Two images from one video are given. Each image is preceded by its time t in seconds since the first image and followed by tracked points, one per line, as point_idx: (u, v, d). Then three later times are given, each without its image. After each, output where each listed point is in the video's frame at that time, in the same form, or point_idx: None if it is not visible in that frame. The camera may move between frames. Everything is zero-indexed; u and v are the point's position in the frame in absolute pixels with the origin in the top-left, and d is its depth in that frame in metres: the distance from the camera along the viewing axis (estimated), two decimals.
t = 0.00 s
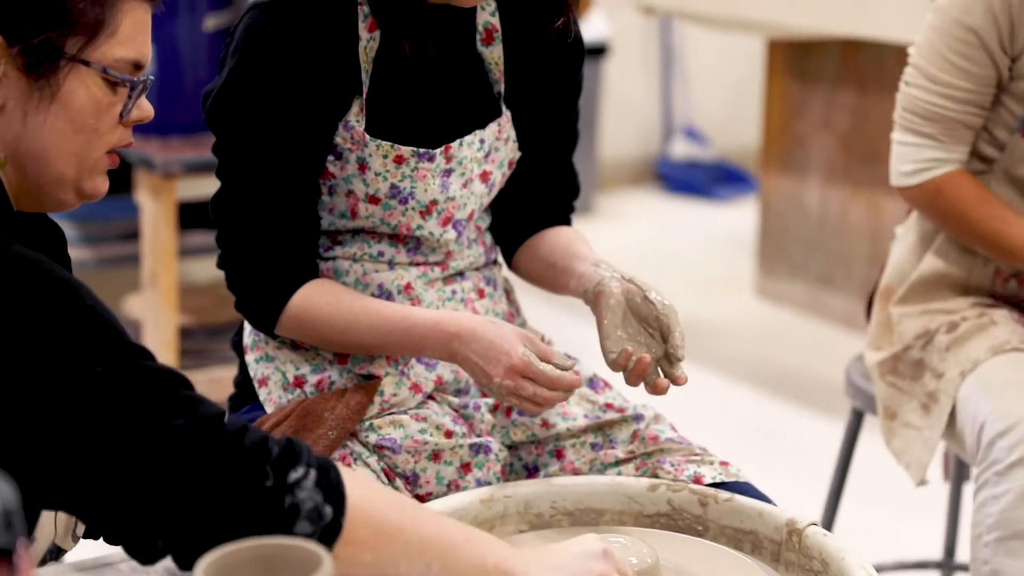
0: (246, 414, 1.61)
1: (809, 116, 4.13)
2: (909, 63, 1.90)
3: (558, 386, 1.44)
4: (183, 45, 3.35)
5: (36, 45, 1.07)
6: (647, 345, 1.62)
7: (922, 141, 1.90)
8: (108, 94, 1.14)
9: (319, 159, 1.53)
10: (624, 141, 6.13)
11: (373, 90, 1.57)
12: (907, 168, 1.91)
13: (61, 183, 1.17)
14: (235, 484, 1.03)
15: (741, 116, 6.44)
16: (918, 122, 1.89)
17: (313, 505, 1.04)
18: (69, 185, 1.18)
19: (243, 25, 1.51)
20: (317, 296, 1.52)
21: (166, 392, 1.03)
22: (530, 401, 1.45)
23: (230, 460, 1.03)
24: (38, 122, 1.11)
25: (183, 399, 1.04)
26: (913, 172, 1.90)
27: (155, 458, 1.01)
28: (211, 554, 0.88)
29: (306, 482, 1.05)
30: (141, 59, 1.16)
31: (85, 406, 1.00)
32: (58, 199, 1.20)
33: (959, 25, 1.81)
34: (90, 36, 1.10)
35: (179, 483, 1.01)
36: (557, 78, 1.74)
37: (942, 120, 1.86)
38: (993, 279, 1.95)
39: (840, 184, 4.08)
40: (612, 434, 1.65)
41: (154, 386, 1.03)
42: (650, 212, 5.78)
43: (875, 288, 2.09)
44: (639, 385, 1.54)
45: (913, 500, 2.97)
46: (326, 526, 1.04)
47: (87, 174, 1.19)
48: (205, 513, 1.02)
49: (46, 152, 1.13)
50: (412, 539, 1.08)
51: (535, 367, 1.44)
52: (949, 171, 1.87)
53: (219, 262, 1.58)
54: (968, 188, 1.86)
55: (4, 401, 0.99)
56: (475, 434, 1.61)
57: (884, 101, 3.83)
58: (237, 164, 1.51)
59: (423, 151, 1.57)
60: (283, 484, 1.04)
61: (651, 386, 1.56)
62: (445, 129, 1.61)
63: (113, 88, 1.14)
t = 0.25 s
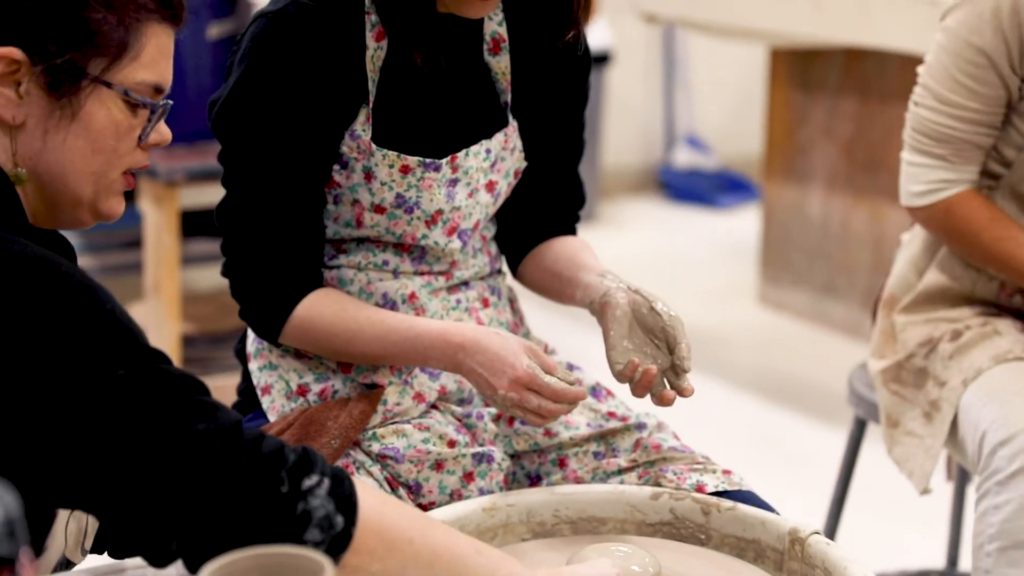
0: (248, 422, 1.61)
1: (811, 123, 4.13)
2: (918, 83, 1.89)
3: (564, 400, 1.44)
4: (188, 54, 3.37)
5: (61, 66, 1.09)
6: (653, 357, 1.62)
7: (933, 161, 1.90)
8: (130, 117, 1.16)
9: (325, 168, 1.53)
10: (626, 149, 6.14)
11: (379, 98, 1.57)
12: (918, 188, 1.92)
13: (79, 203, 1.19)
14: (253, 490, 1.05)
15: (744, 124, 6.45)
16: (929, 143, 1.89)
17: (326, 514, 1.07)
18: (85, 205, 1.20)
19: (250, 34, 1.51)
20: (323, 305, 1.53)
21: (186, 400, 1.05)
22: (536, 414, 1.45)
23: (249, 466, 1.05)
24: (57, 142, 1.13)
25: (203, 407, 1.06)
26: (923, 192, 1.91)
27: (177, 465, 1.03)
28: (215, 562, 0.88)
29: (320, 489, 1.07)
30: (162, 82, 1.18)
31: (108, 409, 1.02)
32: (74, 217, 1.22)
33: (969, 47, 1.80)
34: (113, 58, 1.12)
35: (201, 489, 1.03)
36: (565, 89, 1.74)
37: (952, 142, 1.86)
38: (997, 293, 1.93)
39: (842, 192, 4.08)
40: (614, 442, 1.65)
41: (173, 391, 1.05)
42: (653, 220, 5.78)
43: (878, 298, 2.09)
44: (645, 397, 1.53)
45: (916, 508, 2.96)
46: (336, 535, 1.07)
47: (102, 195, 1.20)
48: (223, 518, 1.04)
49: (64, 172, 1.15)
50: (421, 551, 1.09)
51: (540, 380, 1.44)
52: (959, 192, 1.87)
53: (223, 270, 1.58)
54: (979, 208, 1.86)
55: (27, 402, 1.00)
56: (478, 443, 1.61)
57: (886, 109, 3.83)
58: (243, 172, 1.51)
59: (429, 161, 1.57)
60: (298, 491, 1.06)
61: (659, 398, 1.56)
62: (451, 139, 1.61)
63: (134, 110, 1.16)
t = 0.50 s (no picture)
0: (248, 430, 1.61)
1: (811, 132, 4.14)
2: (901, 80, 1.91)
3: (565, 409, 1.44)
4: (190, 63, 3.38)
5: (84, 84, 1.10)
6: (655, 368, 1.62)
7: (915, 156, 1.90)
8: (149, 141, 1.18)
9: (326, 178, 1.54)
10: (626, 156, 6.14)
11: (382, 109, 1.57)
12: (901, 183, 1.92)
13: (94, 227, 1.20)
14: (268, 495, 1.06)
15: (744, 133, 6.46)
16: (911, 138, 1.90)
17: (337, 522, 1.09)
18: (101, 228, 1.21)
19: (253, 43, 1.51)
20: (324, 315, 1.53)
21: (203, 407, 1.06)
22: (536, 424, 1.45)
23: (265, 472, 1.07)
24: (76, 160, 1.14)
25: (218, 412, 1.06)
26: (906, 186, 1.91)
27: (194, 468, 1.04)
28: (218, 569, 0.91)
29: (332, 497, 1.09)
30: (180, 107, 1.20)
31: (131, 414, 1.03)
32: (89, 241, 1.22)
33: (949, 40, 1.81)
34: (134, 80, 1.14)
35: (218, 493, 1.04)
36: (567, 99, 1.75)
37: (933, 134, 1.87)
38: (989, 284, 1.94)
39: (843, 201, 4.09)
40: (613, 451, 1.66)
41: (189, 399, 1.05)
42: (653, 229, 5.78)
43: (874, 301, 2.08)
44: (646, 409, 1.53)
45: (917, 517, 2.97)
46: (347, 544, 1.09)
47: (119, 217, 1.21)
48: (238, 521, 1.05)
49: (82, 193, 1.16)
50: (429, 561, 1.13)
51: (541, 390, 1.44)
52: (940, 184, 1.87)
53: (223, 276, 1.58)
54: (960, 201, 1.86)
55: (69, 406, 1.02)
56: (478, 453, 1.61)
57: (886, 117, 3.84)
58: (245, 180, 1.51)
59: (430, 172, 1.57)
60: (311, 498, 1.08)
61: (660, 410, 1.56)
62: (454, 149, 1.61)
63: (153, 134, 1.18)
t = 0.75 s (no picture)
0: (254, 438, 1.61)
1: (816, 141, 4.13)
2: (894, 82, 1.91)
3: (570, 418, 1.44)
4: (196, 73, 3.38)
5: (107, 103, 1.13)
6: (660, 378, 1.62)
7: (904, 158, 1.90)
8: (168, 157, 1.21)
9: (332, 188, 1.54)
10: (631, 164, 6.14)
11: (387, 118, 1.57)
12: (889, 184, 1.92)
13: (111, 242, 1.23)
14: (291, 503, 1.10)
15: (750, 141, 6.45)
16: (900, 139, 1.90)
17: (359, 528, 1.12)
18: (117, 243, 1.24)
19: (258, 54, 1.51)
20: (329, 324, 1.53)
21: (230, 418, 1.10)
22: (542, 432, 1.45)
23: (289, 480, 1.10)
24: (95, 177, 1.17)
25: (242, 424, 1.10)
26: (893, 188, 1.91)
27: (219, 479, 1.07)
28: None
29: (354, 503, 1.12)
30: (200, 124, 1.23)
31: (161, 424, 1.07)
32: (104, 257, 1.25)
33: (940, 44, 1.81)
34: (155, 99, 1.17)
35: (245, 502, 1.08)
36: (572, 109, 1.75)
37: (921, 137, 1.87)
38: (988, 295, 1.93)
39: (848, 209, 4.09)
40: (619, 460, 1.65)
41: (214, 408, 1.09)
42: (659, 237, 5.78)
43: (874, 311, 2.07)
44: (652, 419, 1.53)
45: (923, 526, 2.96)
46: (368, 549, 1.12)
47: (135, 233, 1.24)
48: (264, 530, 1.09)
49: (101, 208, 1.19)
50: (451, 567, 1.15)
51: (547, 398, 1.44)
52: (926, 186, 1.87)
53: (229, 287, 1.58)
54: (949, 204, 1.86)
55: (98, 416, 1.06)
56: (483, 461, 1.61)
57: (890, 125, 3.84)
58: (250, 191, 1.51)
59: (436, 182, 1.57)
60: (333, 504, 1.12)
61: (665, 420, 1.56)
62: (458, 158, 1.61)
63: (173, 151, 1.21)
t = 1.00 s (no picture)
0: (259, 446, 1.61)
1: (820, 149, 4.14)
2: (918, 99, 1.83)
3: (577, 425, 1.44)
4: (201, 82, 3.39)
5: (122, 117, 1.14)
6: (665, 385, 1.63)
7: (918, 178, 1.83)
8: (181, 171, 1.21)
9: (337, 196, 1.54)
10: (636, 173, 6.14)
11: (392, 127, 1.58)
12: (899, 202, 1.85)
13: (120, 257, 1.23)
14: (306, 511, 1.09)
15: (754, 150, 6.46)
16: (916, 159, 1.83)
17: (374, 536, 1.11)
18: (125, 259, 1.23)
19: (263, 63, 1.51)
20: (333, 332, 1.53)
21: (242, 426, 1.10)
22: (548, 439, 1.45)
23: (304, 488, 1.10)
24: (108, 191, 1.17)
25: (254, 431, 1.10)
26: (903, 208, 1.85)
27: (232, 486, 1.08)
28: None
29: (369, 512, 1.11)
30: (212, 139, 1.24)
31: (175, 432, 1.07)
32: (112, 273, 1.24)
33: (966, 71, 1.73)
34: (169, 114, 1.17)
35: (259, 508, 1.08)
36: (577, 117, 1.76)
37: (936, 162, 1.79)
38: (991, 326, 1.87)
39: (852, 217, 4.09)
40: (624, 468, 1.65)
41: (226, 417, 1.09)
42: (663, 245, 5.78)
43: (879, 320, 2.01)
44: (656, 426, 1.53)
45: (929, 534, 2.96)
46: (384, 557, 1.11)
47: (145, 248, 1.24)
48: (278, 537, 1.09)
49: (112, 223, 1.19)
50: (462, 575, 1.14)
51: (553, 405, 1.44)
52: (935, 212, 1.81)
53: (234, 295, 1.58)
54: (958, 231, 1.79)
55: (113, 426, 1.06)
56: (488, 470, 1.61)
57: (894, 133, 3.84)
58: (255, 200, 1.51)
59: (440, 190, 1.57)
60: (349, 513, 1.11)
61: (670, 427, 1.56)
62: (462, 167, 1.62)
63: (185, 165, 1.21)
